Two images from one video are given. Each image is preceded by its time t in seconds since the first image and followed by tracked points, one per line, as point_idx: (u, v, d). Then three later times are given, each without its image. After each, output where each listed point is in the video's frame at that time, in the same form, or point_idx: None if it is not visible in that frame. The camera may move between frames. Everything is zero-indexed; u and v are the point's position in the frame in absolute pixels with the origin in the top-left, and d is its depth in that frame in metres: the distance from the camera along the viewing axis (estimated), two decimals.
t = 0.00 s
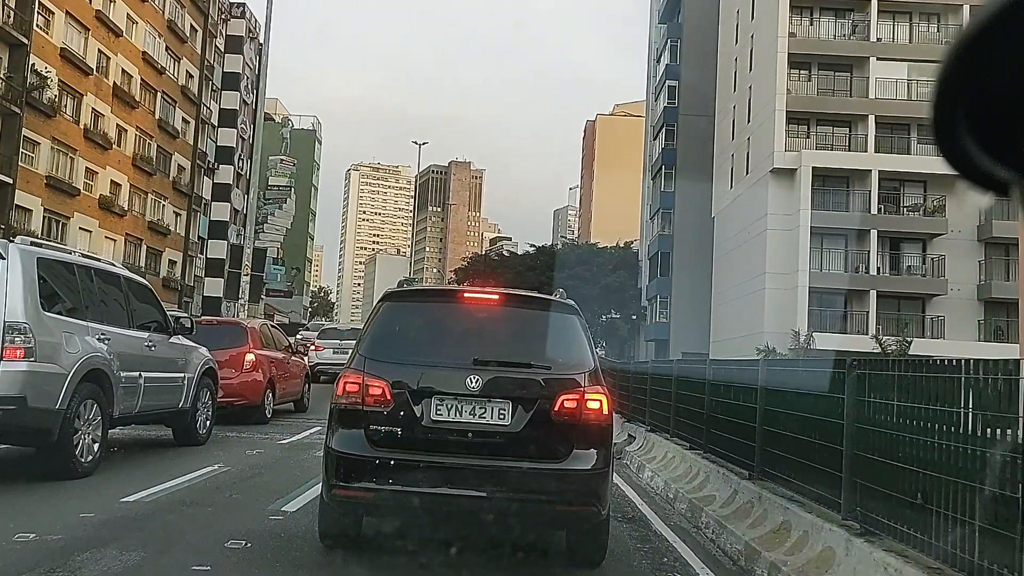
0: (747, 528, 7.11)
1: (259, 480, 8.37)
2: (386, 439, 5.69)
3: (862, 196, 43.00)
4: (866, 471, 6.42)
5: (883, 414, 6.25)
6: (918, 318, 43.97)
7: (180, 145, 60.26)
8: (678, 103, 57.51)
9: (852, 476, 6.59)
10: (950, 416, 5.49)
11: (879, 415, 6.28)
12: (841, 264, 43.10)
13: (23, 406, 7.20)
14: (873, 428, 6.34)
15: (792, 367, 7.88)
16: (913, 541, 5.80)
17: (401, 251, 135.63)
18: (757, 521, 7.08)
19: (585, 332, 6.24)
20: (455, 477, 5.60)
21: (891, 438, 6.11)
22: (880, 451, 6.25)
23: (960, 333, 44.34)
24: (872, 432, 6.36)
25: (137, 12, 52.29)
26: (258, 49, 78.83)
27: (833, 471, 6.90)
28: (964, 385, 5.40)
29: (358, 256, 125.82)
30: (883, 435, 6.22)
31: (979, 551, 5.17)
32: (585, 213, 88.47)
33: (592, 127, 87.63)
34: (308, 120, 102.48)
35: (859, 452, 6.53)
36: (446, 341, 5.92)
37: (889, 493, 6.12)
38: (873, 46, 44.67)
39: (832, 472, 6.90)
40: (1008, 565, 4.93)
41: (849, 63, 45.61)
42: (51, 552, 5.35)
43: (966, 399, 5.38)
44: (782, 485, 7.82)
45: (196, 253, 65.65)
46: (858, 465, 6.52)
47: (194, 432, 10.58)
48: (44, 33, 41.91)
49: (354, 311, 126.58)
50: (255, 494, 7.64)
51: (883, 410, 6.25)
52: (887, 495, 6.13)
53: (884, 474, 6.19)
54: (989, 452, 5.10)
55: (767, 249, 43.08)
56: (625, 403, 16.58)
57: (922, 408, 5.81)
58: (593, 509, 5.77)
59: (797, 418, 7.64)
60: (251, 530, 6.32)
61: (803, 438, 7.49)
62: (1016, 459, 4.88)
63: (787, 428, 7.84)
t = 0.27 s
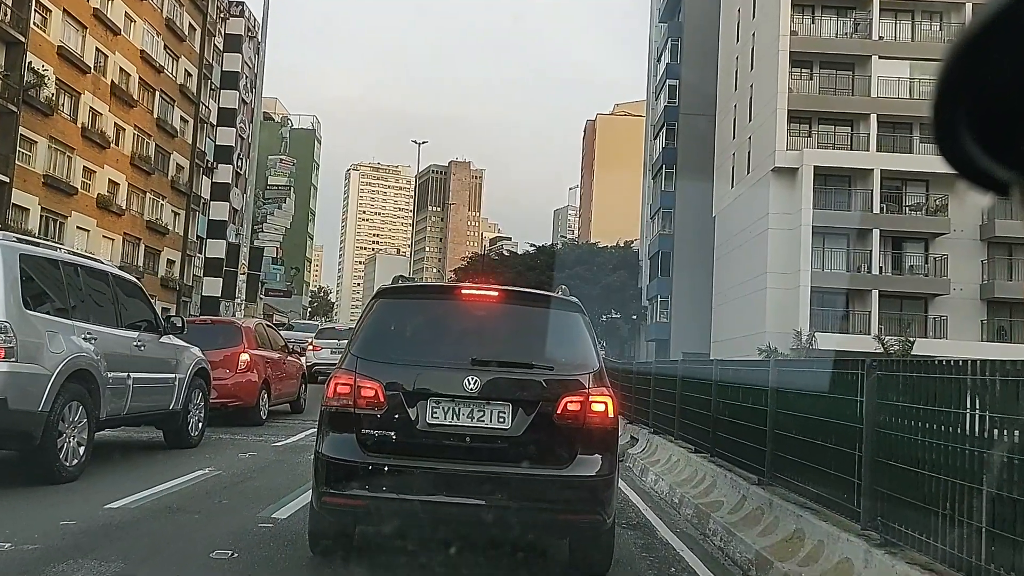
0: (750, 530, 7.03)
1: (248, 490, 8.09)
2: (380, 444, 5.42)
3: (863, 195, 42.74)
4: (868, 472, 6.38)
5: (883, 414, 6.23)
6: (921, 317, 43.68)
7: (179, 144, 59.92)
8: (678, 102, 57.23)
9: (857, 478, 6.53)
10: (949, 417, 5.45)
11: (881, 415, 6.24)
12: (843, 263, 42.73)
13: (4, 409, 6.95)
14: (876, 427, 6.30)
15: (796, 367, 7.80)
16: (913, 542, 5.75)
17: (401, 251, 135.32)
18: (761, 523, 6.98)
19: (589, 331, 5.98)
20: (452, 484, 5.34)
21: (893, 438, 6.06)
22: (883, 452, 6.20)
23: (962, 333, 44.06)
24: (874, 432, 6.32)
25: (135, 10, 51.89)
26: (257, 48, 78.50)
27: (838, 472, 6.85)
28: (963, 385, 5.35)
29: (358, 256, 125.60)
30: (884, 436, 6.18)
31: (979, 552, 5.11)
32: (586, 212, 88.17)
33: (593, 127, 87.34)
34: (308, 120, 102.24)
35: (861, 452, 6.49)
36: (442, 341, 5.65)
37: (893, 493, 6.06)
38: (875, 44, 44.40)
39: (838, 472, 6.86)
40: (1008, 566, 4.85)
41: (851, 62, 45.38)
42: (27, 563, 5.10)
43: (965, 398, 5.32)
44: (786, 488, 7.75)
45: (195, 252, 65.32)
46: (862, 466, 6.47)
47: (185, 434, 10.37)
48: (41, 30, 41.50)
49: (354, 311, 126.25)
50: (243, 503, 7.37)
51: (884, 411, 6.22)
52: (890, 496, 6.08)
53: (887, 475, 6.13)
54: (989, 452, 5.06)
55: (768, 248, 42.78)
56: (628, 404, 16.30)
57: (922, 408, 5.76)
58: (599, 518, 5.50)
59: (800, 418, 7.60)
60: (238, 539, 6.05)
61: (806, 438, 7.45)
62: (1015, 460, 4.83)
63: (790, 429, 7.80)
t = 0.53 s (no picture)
0: (753, 530, 7.03)
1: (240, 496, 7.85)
2: (373, 450, 5.19)
3: (864, 194, 42.54)
4: (870, 471, 6.42)
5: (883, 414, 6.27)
6: (923, 317, 43.40)
7: (177, 143, 59.56)
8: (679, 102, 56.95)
9: (858, 479, 6.57)
10: (952, 417, 5.44)
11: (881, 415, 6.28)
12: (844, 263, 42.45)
13: None
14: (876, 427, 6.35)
15: (800, 366, 7.78)
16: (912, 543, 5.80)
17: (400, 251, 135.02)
18: (764, 523, 6.98)
19: (593, 331, 5.75)
20: (448, 490, 5.11)
21: (893, 439, 6.10)
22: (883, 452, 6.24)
23: (964, 333, 43.81)
24: (875, 432, 6.36)
25: (132, 8, 51.46)
26: (256, 47, 78.14)
27: (839, 472, 6.88)
28: (968, 385, 5.33)
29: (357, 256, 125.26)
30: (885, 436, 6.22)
31: (977, 552, 5.16)
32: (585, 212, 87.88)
33: (592, 127, 87.05)
34: (307, 119, 101.93)
35: (863, 453, 6.53)
36: (439, 340, 5.42)
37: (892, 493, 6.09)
38: (876, 43, 44.15)
39: (840, 473, 6.89)
40: (1008, 566, 4.89)
41: (853, 61, 45.12)
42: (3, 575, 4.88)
43: (966, 399, 5.33)
44: (789, 488, 7.73)
45: (194, 252, 65.01)
46: (863, 466, 6.51)
47: (177, 435, 10.17)
48: (38, 28, 41.06)
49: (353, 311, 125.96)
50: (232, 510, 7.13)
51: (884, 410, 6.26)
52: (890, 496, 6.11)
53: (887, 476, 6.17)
54: (990, 453, 5.08)
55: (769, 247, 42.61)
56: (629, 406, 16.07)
57: (922, 409, 5.80)
58: (603, 527, 5.25)
59: (803, 418, 7.59)
60: (226, 549, 5.82)
61: (809, 437, 7.45)
62: (1016, 461, 4.85)
63: (792, 429, 7.80)
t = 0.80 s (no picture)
0: (756, 532, 7.04)
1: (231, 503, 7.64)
2: (367, 456, 4.97)
3: (866, 193, 42.32)
4: (870, 472, 6.45)
5: (883, 413, 6.31)
6: (925, 317, 43.08)
7: (176, 143, 59.26)
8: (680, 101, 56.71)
9: (859, 479, 6.59)
10: (953, 416, 5.44)
11: (881, 415, 6.32)
12: (846, 263, 42.20)
13: None
14: (876, 426, 6.39)
15: (801, 366, 7.76)
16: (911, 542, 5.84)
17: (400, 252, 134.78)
18: (767, 526, 6.98)
19: (598, 328, 5.53)
20: (445, 498, 4.90)
21: (894, 438, 6.13)
22: (883, 452, 6.28)
23: (966, 333, 43.56)
24: (875, 431, 6.40)
25: (131, 6, 51.12)
26: (255, 46, 77.85)
27: (840, 472, 6.89)
28: (970, 385, 5.31)
29: (356, 255, 124.96)
30: (885, 436, 6.26)
31: (976, 552, 5.15)
32: (586, 211, 87.65)
33: (592, 127, 86.80)
34: (306, 119, 101.67)
35: (863, 453, 6.56)
36: (436, 340, 5.21)
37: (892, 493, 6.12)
38: (878, 42, 43.96)
39: (839, 473, 6.91)
40: (1007, 567, 4.87)
41: (854, 59, 44.93)
42: None
43: (966, 399, 5.33)
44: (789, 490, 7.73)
45: (193, 252, 64.78)
46: (863, 466, 6.54)
47: (170, 437, 10.09)
48: (36, 26, 40.71)
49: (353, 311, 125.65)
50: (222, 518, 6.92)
51: (884, 411, 6.30)
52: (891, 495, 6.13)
53: (888, 476, 6.19)
54: (989, 453, 5.06)
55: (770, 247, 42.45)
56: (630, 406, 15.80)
57: (926, 409, 5.79)
58: (608, 536, 5.04)
59: (804, 419, 7.59)
60: (215, 558, 5.63)
61: (810, 438, 7.45)
62: (1016, 460, 4.83)
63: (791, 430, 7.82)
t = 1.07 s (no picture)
0: (762, 535, 7.06)
1: (223, 513, 7.44)
2: (359, 461, 4.79)
3: (868, 193, 41.97)
4: (873, 472, 6.53)
5: (885, 415, 6.40)
6: (927, 317, 42.83)
7: (174, 142, 58.96)
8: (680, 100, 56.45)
9: (862, 480, 6.67)
10: (956, 418, 5.51)
11: (883, 416, 6.42)
12: (847, 263, 41.97)
13: None
14: (879, 428, 6.48)
15: (805, 367, 7.76)
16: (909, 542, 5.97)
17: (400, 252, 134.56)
18: (773, 529, 7.00)
19: (601, 327, 5.36)
20: (442, 504, 4.71)
21: (895, 439, 6.22)
22: (886, 453, 6.37)
23: (967, 333, 43.35)
24: (878, 432, 6.49)
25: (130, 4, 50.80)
26: (254, 45, 77.55)
27: (844, 473, 6.97)
28: (972, 386, 5.38)
29: (355, 255, 124.72)
30: (887, 437, 6.35)
31: (974, 552, 5.23)
32: (585, 211, 87.44)
33: (592, 126, 86.54)
34: (305, 118, 101.45)
35: (866, 454, 6.65)
36: (433, 339, 5.02)
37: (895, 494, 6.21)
38: (879, 40, 43.64)
39: (843, 475, 6.98)
40: (1006, 566, 4.95)
41: (856, 58, 44.64)
42: None
43: (966, 400, 5.43)
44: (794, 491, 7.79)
45: (192, 251, 64.54)
46: (866, 467, 6.64)
47: (164, 438, 10.13)
48: (34, 24, 40.39)
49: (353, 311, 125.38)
50: (212, 530, 6.71)
51: (885, 412, 6.40)
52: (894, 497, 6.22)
53: (891, 477, 6.28)
54: (990, 453, 5.16)
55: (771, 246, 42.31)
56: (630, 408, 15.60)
57: (942, 412, 5.67)
58: (612, 545, 4.85)
59: (808, 419, 7.62)
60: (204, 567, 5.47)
61: (814, 438, 7.49)
62: (1015, 460, 4.92)
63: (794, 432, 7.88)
